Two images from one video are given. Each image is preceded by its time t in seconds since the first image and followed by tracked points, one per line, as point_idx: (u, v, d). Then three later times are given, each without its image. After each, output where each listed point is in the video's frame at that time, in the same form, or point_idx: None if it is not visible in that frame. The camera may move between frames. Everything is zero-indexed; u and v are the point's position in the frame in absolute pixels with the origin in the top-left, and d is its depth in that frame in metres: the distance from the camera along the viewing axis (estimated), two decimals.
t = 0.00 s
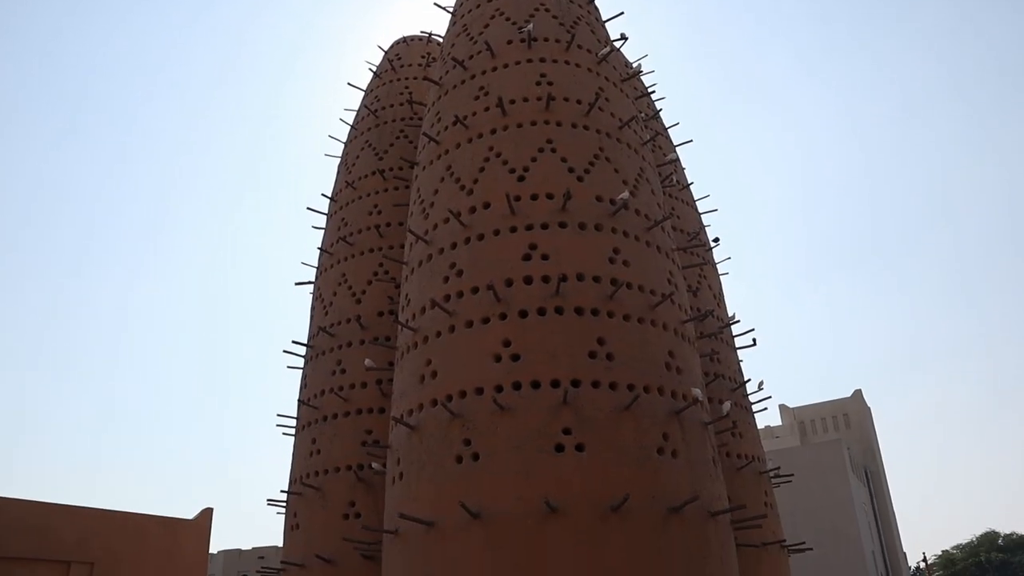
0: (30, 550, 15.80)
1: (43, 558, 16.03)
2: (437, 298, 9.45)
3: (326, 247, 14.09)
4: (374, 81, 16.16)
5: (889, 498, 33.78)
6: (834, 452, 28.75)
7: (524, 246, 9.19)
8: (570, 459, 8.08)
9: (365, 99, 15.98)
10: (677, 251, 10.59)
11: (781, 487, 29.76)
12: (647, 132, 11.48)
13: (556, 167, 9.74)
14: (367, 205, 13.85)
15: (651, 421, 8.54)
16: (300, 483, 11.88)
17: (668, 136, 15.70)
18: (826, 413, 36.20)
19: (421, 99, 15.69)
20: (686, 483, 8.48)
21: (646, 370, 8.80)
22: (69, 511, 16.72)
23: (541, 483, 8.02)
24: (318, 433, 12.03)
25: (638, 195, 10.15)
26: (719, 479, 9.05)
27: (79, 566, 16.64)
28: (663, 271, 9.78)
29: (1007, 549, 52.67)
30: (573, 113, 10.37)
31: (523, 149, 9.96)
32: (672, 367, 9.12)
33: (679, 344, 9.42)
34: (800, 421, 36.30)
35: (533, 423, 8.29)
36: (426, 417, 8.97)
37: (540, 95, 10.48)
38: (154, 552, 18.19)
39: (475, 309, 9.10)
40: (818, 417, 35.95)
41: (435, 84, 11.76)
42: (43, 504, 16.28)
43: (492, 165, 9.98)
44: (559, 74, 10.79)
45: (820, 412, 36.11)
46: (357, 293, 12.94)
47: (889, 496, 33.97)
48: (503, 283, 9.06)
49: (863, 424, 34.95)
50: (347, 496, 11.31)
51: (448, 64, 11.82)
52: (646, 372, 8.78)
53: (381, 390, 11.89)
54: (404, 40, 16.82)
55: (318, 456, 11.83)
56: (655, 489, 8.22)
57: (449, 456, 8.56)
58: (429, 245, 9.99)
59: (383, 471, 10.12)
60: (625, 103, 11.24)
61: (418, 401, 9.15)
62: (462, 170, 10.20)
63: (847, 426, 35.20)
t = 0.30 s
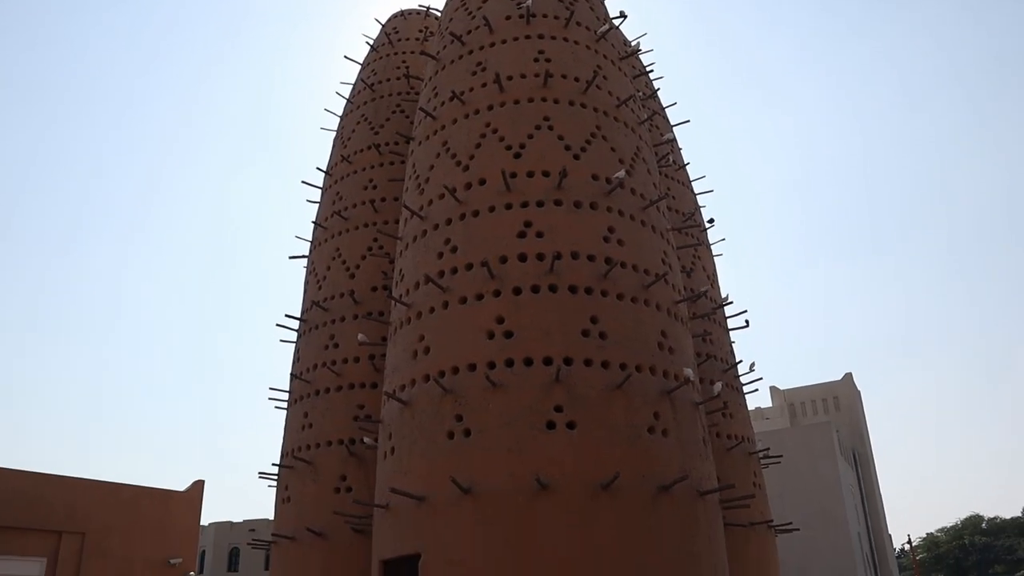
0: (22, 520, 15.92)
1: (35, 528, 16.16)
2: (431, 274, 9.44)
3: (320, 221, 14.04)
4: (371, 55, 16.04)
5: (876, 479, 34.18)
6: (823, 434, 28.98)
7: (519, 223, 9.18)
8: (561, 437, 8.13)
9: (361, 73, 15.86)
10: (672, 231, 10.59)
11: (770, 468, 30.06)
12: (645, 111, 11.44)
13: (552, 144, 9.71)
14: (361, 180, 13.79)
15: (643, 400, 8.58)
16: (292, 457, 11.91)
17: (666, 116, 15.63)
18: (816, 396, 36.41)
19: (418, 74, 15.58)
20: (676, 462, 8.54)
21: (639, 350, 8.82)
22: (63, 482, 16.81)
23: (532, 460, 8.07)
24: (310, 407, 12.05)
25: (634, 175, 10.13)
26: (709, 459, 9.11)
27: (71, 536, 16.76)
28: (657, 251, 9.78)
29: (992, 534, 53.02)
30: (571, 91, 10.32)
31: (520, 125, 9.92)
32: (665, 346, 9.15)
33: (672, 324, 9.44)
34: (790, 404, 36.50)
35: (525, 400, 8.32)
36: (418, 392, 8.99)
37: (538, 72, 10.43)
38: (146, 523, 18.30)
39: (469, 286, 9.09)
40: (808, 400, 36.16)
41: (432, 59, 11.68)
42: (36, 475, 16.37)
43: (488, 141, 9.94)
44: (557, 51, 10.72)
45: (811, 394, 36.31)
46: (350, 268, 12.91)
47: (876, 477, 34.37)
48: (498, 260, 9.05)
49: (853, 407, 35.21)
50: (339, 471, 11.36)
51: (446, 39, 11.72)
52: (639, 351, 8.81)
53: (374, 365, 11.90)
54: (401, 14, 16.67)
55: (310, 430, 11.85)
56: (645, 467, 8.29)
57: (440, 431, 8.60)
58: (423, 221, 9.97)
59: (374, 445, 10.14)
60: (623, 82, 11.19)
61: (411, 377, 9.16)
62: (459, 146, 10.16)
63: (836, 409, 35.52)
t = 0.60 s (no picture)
0: (26, 496, 16.05)
1: (39, 504, 16.30)
2: (432, 251, 9.43)
3: (321, 198, 14.00)
4: (372, 31, 15.93)
5: (876, 456, 34.38)
6: (823, 412, 29.05)
7: (520, 200, 9.17)
8: (562, 413, 8.17)
9: (362, 49, 15.76)
10: (674, 209, 10.57)
11: (770, 446, 30.23)
12: (647, 88, 11.37)
13: (553, 121, 9.67)
14: (363, 156, 13.74)
15: (643, 377, 8.61)
16: (294, 433, 11.97)
17: (668, 93, 15.53)
18: (817, 374, 36.49)
19: (419, 50, 15.48)
20: (676, 439, 8.58)
21: (640, 327, 8.84)
22: (67, 458, 16.93)
23: (533, 437, 8.12)
24: (311, 383, 12.08)
25: (636, 152, 10.09)
26: (708, 436, 9.15)
27: (75, 512, 16.90)
28: (659, 228, 9.76)
29: (989, 512, 53.70)
30: (572, 67, 10.26)
31: (521, 102, 9.87)
32: (665, 324, 9.16)
33: (673, 301, 9.44)
34: (791, 381, 36.55)
35: (527, 377, 8.35)
36: (419, 369, 9.00)
37: (539, 48, 10.36)
38: (150, 499, 18.44)
39: (470, 262, 9.09)
40: (809, 378, 36.24)
41: (433, 35, 11.60)
42: (38, 451, 16.49)
43: (489, 118, 9.90)
44: (559, 27, 10.65)
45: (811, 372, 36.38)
46: (352, 245, 12.90)
47: (876, 455, 34.57)
48: (499, 237, 9.05)
49: (853, 385, 35.29)
50: (340, 447, 11.41)
51: (447, 15, 11.64)
52: (639, 328, 8.82)
53: (375, 342, 11.92)
54: None
55: (312, 406, 11.89)
56: (645, 444, 8.34)
57: (442, 407, 8.63)
58: (425, 198, 9.94)
59: (376, 421, 10.18)
60: (625, 59, 11.12)
61: (412, 353, 9.18)
62: (460, 123, 10.12)
63: (836, 387, 35.64)
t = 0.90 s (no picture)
0: (31, 478, 16.17)
1: (42, 486, 16.40)
2: (434, 235, 9.43)
3: (323, 181, 13.98)
4: (374, 14, 15.84)
5: (876, 441, 34.55)
6: (824, 397, 29.08)
7: (522, 184, 9.16)
8: (563, 397, 8.20)
9: (364, 32, 15.68)
10: (677, 193, 10.55)
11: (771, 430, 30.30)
12: (650, 71, 11.32)
13: (556, 104, 9.64)
14: (365, 140, 13.71)
15: (645, 361, 8.62)
16: (296, 416, 12.00)
17: (671, 76, 15.45)
18: (818, 357, 36.47)
19: (421, 33, 15.40)
20: (678, 423, 8.61)
21: (642, 311, 8.84)
22: (70, 441, 17.00)
23: (534, 420, 8.16)
24: (314, 366, 12.10)
25: (638, 135, 10.06)
26: (710, 420, 9.17)
27: (79, 494, 17.00)
28: (661, 212, 9.75)
29: (989, 497, 53.89)
30: (575, 51, 10.22)
31: (524, 85, 9.84)
32: (668, 308, 9.16)
33: (675, 286, 9.44)
34: (792, 365, 36.53)
35: (528, 361, 8.37)
36: (422, 352, 9.02)
37: (542, 31, 10.31)
38: (153, 482, 18.53)
39: (472, 246, 9.09)
40: (811, 361, 36.23)
41: (435, 18, 11.54)
42: (42, 434, 16.57)
43: (491, 101, 9.87)
44: (562, 10, 10.59)
45: (813, 356, 36.34)
46: (354, 228, 12.89)
47: (876, 439, 34.73)
48: (502, 221, 9.04)
49: (855, 370, 35.29)
50: (343, 431, 11.45)
51: None
52: (641, 312, 8.83)
53: (378, 326, 11.93)
54: None
55: (314, 389, 11.92)
56: (647, 427, 8.37)
57: (444, 391, 8.65)
58: (427, 181, 9.93)
59: (378, 404, 10.20)
60: (628, 42, 11.07)
61: (414, 337, 9.19)
62: (462, 106, 10.09)
63: (839, 371, 35.67)
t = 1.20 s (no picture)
0: (33, 461, 16.26)
1: (44, 469, 16.49)
2: (435, 218, 9.42)
3: (324, 165, 13.94)
4: None
5: (875, 427, 34.70)
6: (824, 381, 29.13)
7: (523, 168, 9.15)
8: (564, 381, 8.23)
9: (364, 15, 15.60)
10: (678, 177, 10.52)
11: (771, 415, 30.34)
12: (652, 55, 11.27)
13: (557, 88, 9.61)
14: (366, 124, 13.68)
15: (645, 346, 8.63)
16: (297, 400, 12.03)
17: (672, 60, 15.37)
18: (819, 343, 36.46)
19: (421, 16, 15.33)
20: (678, 407, 8.63)
21: (642, 295, 8.85)
22: (71, 425, 17.06)
23: (535, 404, 8.19)
24: (315, 350, 12.12)
25: (640, 119, 10.03)
26: (710, 405, 9.18)
27: (81, 478, 17.08)
28: (662, 197, 9.73)
29: (988, 483, 54.07)
30: (577, 34, 10.17)
31: (525, 69, 9.81)
32: (668, 293, 9.16)
33: (676, 270, 9.44)
34: (792, 350, 36.51)
35: (529, 345, 8.38)
36: (423, 336, 9.02)
37: (544, 15, 10.25)
38: (155, 465, 18.59)
39: (473, 230, 9.08)
40: (811, 347, 36.23)
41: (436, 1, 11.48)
42: (42, 418, 16.61)
43: (492, 85, 9.83)
44: None
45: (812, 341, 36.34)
46: (355, 212, 12.87)
47: (875, 425, 34.87)
48: (502, 205, 9.04)
49: (856, 356, 35.32)
50: (344, 415, 11.47)
51: None
52: (641, 296, 8.83)
53: (378, 310, 11.93)
54: None
55: (315, 373, 11.94)
56: (646, 411, 8.39)
57: (445, 375, 8.66)
58: (428, 165, 9.91)
59: (379, 388, 10.22)
60: (630, 25, 11.01)
61: (415, 321, 9.19)
62: (462, 90, 10.06)
63: (839, 357, 35.68)
